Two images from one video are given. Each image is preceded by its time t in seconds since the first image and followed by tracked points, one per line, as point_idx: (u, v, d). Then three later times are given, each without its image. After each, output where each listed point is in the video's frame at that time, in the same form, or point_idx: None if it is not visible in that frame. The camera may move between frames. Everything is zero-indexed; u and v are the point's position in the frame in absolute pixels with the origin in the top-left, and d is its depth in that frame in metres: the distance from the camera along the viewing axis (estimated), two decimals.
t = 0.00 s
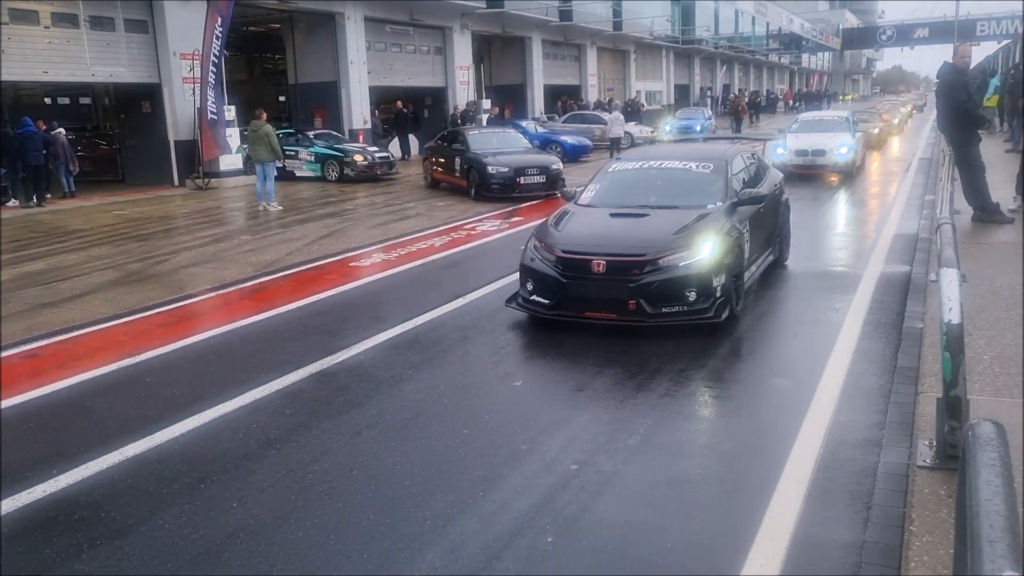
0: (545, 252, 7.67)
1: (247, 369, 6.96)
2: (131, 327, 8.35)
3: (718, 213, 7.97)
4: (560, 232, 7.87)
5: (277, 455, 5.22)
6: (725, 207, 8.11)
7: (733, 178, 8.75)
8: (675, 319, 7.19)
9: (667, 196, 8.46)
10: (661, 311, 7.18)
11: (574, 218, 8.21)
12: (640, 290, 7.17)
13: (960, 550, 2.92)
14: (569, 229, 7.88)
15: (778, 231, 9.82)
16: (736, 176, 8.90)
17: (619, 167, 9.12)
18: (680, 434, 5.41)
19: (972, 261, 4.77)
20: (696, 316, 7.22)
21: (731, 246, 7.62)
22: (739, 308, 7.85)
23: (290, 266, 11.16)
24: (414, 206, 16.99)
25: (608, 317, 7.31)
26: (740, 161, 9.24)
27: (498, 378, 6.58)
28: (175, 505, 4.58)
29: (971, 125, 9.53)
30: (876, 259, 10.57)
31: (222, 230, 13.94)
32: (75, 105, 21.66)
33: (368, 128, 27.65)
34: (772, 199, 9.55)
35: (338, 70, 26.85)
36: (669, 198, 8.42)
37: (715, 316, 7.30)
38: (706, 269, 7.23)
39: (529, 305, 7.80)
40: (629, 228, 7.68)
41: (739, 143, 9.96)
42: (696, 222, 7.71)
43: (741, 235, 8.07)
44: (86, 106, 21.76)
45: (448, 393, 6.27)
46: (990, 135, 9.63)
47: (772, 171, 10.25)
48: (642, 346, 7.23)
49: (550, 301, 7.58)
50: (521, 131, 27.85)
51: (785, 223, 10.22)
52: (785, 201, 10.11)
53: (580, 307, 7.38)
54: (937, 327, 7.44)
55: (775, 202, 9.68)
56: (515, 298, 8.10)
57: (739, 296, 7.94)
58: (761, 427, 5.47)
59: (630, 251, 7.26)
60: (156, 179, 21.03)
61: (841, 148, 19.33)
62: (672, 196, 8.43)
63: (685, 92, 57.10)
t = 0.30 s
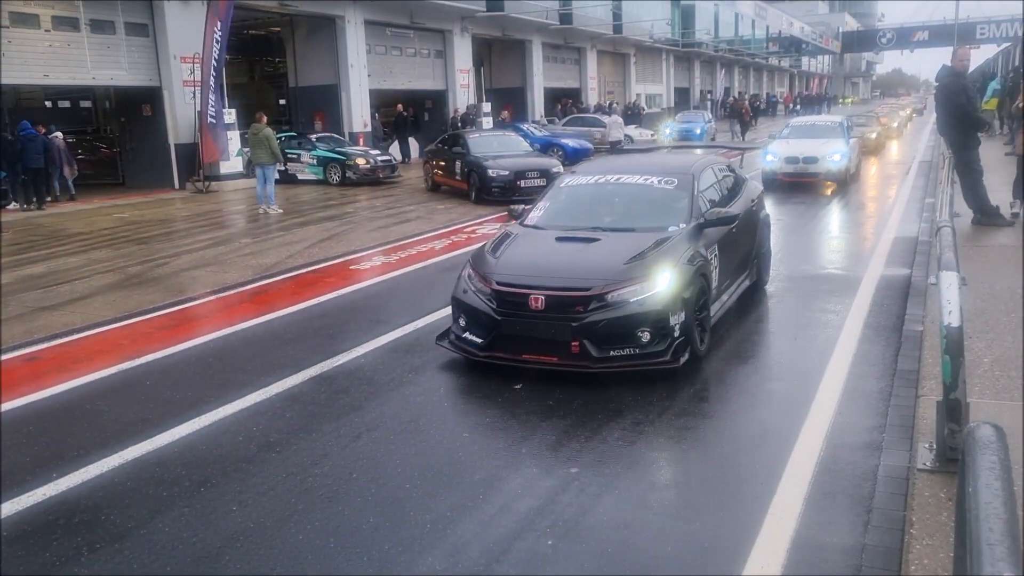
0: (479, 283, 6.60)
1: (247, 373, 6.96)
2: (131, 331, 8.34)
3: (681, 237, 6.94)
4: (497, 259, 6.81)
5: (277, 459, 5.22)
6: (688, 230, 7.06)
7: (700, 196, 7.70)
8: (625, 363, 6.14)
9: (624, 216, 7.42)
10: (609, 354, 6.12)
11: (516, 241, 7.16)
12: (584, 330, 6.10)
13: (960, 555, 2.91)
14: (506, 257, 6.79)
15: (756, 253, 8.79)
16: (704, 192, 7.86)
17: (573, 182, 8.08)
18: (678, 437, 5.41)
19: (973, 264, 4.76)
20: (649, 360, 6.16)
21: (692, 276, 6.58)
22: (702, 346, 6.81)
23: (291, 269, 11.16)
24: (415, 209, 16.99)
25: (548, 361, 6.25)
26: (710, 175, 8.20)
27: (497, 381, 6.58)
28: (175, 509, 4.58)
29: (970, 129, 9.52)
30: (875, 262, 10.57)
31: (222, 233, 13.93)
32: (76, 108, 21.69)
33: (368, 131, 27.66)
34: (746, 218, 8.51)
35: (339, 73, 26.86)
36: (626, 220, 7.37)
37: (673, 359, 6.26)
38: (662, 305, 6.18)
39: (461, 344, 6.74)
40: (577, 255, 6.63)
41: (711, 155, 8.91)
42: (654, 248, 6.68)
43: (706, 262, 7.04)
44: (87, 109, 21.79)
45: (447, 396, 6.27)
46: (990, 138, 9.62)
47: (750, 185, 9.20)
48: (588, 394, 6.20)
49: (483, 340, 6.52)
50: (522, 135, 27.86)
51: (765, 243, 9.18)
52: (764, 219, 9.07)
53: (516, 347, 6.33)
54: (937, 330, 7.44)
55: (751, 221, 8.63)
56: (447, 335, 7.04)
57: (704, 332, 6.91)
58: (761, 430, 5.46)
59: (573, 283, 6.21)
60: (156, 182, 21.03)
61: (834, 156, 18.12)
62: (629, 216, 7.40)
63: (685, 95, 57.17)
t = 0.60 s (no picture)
0: (390, 323, 5.50)
1: (247, 376, 6.95)
2: (131, 334, 8.34)
3: (633, 268, 5.94)
4: (414, 293, 5.74)
5: (277, 462, 5.22)
6: (640, 259, 6.08)
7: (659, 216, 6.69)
8: (558, 422, 5.08)
9: (570, 241, 6.41)
10: (539, 412, 5.06)
11: (440, 271, 6.10)
12: (509, 383, 5.01)
13: (961, 557, 2.90)
14: (424, 292, 5.68)
15: (728, 280, 7.80)
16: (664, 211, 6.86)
17: (514, 201, 7.04)
18: (679, 439, 5.40)
19: (974, 266, 4.75)
20: (588, 418, 5.12)
21: (643, 316, 5.55)
22: (653, 397, 5.78)
23: (292, 272, 11.16)
24: (415, 212, 17.00)
25: (467, 418, 5.15)
26: (673, 193, 7.18)
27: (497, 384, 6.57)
28: (176, 511, 4.57)
29: (971, 132, 9.51)
30: (874, 264, 10.58)
31: (222, 235, 13.94)
32: (77, 111, 21.70)
33: (369, 134, 27.66)
34: (717, 240, 7.52)
35: (340, 75, 26.88)
36: (572, 247, 6.34)
37: (616, 418, 5.20)
38: (603, 350, 5.13)
39: (370, 394, 5.61)
40: (505, 288, 5.58)
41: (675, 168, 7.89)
42: (599, 280, 5.66)
43: (663, 296, 6.04)
44: (87, 112, 21.81)
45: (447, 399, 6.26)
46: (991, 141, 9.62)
47: (721, 202, 8.18)
48: (514, 460, 5.14)
49: (392, 392, 5.38)
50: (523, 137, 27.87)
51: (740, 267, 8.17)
52: (737, 241, 8.05)
53: (428, 400, 5.22)
54: (938, 332, 7.44)
55: (722, 243, 7.63)
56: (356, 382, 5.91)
57: (658, 380, 5.91)
58: (764, 433, 5.45)
59: (497, 324, 5.15)
60: (157, 185, 21.04)
61: (825, 165, 16.63)
62: (576, 242, 6.39)
63: (685, 97, 57.19)
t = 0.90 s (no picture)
0: (263, 378, 4.44)
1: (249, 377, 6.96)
2: (133, 334, 8.35)
3: (563, 309, 4.86)
4: (293, 341, 4.67)
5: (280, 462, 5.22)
6: (573, 297, 5.00)
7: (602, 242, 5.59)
8: (459, 506, 4.02)
9: (494, 274, 5.32)
10: (432, 494, 3.99)
11: (332, 311, 5.01)
12: (396, 457, 3.95)
13: (964, 558, 2.90)
14: (308, 340, 4.60)
15: (694, 312, 6.73)
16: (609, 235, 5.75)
17: (435, 221, 5.92)
18: (682, 439, 5.41)
19: (975, 267, 4.74)
20: (498, 499, 4.05)
21: (570, 370, 4.47)
22: (587, 466, 4.71)
23: (294, 272, 11.18)
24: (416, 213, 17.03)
25: (347, 500, 4.08)
26: (623, 213, 6.07)
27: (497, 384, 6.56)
28: (177, 512, 4.58)
29: (972, 131, 9.51)
30: (875, 265, 10.57)
31: (224, 237, 13.95)
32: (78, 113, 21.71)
33: (370, 135, 27.65)
34: (679, 267, 6.44)
35: (342, 77, 26.90)
36: (500, 279, 5.27)
37: (531, 502, 4.13)
38: (514, 417, 4.06)
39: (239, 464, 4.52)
40: (401, 337, 4.49)
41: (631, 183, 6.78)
42: (520, 325, 4.57)
43: (602, 341, 4.96)
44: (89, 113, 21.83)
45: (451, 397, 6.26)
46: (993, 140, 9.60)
47: (685, 221, 7.08)
48: (405, 553, 4.08)
49: (260, 464, 4.30)
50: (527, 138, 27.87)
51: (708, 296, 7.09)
52: (704, 267, 6.96)
53: (299, 476, 4.16)
54: (940, 332, 7.43)
55: (685, 270, 6.54)
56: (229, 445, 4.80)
57: (593, 445, 4.83)
58: (766, 433, 5.45)
59: (380, 385, 4.08)
60: (159, 186, 21.06)
61: (818, 171, 15.47)
62: (500, 275, 5.29)
63: (686, 98, 57.20)
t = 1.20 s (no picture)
0: (62, 461, 3.39)
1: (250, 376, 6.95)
2: (134, 335, 8.33)
3: (458, 367, 3.75)
4: (110, 407, 3.63)
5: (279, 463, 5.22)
6: (477, 350, 3.89)
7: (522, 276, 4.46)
8: None
9: (381, 315, 4.18)
10: None
11: (169, 366, 3.92)
12: None
13: (966, 557, 2.89)
14: (125, 410, 3.55)
15: (646, 353, 5.66)
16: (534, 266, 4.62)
17: (321, 246, 4.77)
18: (682, 440, 5.39)
19: (978, 266, 4.73)
20: None
21: (455, 455, 3.37)
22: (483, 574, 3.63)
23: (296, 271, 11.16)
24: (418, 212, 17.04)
25: None
26: (555, 236, 4.94)
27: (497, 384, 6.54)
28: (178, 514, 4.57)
29: (974, 130, 9.53)
30: (877, 263, 10.58)
31: (225, 236, 13.93)
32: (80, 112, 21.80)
33: (372, 134, 27.63)
34: (625, 301, 5.34)
35: (343, 75, 26.89)
36: (386, 327, 4.12)
37: None
38: (370, 521, 3.00)
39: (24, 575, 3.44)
40: (233, 408, 3.39)
41: (573, 199, 5.67)
42: (393, 394, 3.48)
43: (508, 406, 3.88)
44: (90, 112, 21.90)
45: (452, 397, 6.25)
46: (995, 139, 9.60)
47: (638, 243, 5.99)
48: None
49: None
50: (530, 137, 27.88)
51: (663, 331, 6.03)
52: (659, 298, 5.88)
53: None
54: (941, 331, 7.43)
55: (633, 305, 5.44)
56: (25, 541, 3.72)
57: (494, 541, 3.74)
58: (768, 433, 5.43)
59: (194, 479, 3.04)
60: (160, 185, 21.04)
61: (808, 176, 14.44)
62: (388, 319, 4.16)
63: (687, 97, 57.18)
